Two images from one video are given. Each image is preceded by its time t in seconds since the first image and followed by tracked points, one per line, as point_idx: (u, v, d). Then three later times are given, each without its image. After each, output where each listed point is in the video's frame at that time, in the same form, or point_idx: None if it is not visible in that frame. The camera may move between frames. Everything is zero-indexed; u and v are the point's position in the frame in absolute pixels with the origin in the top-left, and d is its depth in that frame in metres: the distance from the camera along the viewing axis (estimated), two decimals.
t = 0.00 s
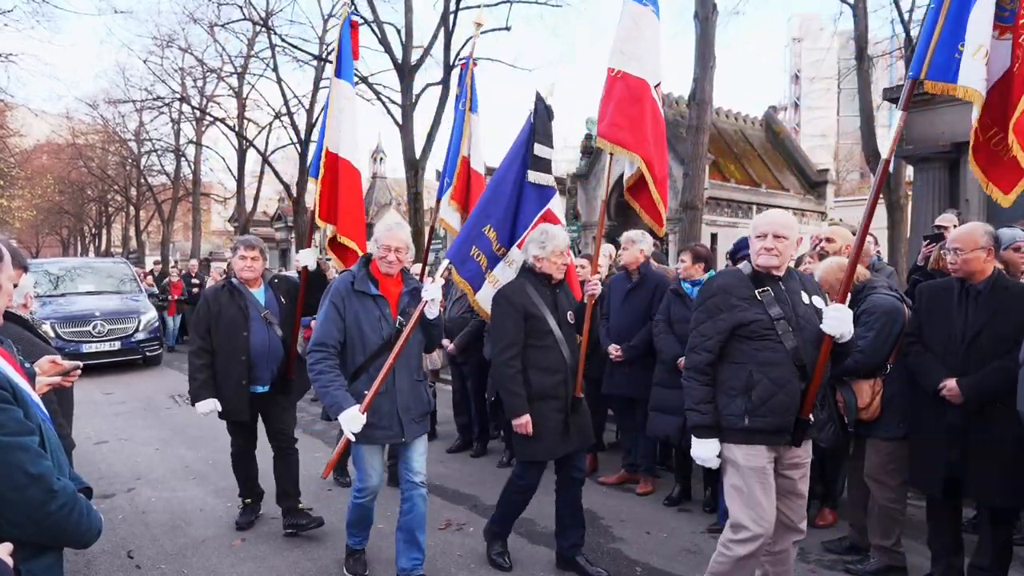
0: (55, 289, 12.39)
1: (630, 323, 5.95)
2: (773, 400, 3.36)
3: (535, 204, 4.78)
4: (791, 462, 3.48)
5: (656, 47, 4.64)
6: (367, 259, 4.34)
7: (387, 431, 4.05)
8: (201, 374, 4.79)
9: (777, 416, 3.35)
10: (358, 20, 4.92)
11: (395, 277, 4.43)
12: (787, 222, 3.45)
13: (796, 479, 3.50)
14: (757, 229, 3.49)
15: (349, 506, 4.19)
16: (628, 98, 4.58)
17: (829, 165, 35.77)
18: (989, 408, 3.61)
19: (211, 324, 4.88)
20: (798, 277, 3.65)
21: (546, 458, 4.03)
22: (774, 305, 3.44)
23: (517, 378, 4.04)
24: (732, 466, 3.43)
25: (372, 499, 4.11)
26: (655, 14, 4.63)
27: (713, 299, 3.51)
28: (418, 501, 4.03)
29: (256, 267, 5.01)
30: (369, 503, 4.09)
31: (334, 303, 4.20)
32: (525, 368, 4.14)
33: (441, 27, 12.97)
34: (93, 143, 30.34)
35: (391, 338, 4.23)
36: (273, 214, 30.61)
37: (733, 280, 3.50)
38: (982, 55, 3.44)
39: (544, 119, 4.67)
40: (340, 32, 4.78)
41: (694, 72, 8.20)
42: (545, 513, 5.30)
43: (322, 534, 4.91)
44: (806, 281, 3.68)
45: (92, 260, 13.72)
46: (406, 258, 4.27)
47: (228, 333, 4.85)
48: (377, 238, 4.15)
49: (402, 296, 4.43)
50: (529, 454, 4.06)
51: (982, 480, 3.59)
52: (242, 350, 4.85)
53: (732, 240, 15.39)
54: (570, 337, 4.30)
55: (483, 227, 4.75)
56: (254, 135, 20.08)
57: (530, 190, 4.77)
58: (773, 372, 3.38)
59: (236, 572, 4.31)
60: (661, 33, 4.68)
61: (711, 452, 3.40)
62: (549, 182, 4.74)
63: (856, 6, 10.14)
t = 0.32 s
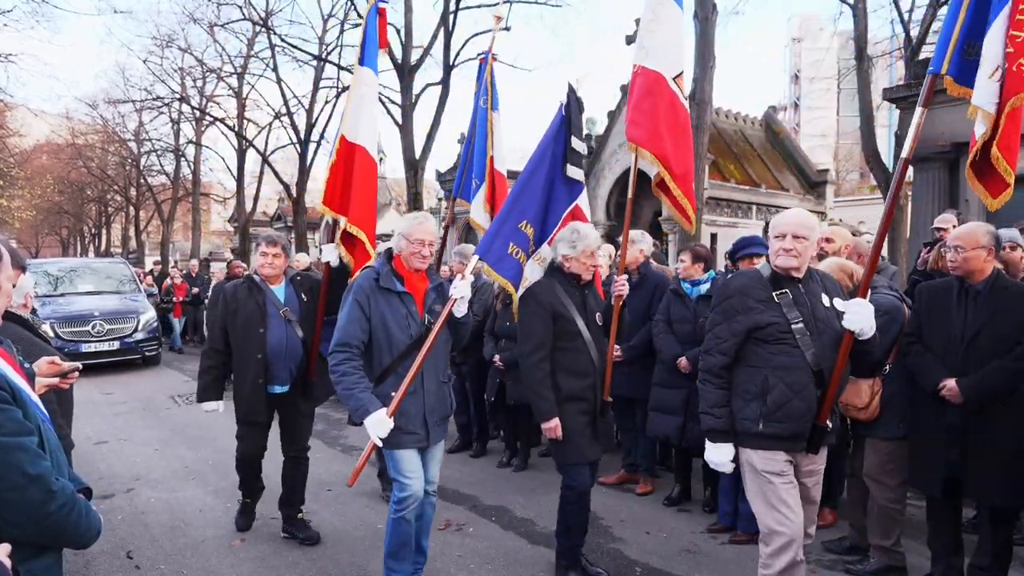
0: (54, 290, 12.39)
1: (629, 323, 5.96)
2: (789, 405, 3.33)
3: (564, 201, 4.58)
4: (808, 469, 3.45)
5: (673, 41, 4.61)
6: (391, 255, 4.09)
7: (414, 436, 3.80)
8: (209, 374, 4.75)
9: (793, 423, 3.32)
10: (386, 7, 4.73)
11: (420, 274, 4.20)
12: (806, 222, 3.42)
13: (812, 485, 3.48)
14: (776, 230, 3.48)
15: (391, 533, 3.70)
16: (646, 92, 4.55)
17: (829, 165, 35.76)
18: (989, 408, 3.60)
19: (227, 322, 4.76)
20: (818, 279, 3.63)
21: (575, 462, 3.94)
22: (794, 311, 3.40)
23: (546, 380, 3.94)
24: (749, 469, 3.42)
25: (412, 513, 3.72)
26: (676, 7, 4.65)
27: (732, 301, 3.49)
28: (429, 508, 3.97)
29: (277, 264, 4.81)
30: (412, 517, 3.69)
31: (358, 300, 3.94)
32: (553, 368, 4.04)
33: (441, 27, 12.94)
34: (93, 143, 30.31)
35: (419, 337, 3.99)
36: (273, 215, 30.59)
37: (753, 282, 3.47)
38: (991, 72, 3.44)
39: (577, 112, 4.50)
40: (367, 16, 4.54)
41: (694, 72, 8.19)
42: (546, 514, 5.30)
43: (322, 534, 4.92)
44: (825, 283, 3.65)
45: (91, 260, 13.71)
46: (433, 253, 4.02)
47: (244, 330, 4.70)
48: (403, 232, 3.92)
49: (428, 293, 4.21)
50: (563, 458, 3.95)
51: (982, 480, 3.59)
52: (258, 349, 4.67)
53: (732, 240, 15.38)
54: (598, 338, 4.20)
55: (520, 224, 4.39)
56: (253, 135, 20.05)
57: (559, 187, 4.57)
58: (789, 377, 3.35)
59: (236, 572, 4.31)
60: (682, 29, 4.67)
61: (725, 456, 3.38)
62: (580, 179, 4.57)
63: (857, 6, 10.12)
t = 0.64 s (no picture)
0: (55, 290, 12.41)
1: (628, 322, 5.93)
2: (814, 413, 3.16)
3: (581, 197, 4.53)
4: (832, 476, 3.28)
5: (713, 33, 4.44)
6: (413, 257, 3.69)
7: (444, 453, 3.46)
8: (223, 379, 4.38)
9: (818, 432, 3.15)
10: None
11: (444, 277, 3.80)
12: (819, 217, 3.26)
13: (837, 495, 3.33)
14: (787, 227, 3.29)
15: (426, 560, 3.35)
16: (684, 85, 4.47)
17: (829, 165, 35.77)
18: (989, 408, 3.60)
19: (237, 325, 4.39)
20: (830, 276, 3.47)
21: (598, 474, 3.78)
22: (808, 310, 3.22)
23: (566, 386, 3.78)
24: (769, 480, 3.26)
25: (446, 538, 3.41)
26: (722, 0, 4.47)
27: (740, 305, 3.31)
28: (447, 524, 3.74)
29: (291, 266, 4.48)
30: (448, 543, 3.39)
31: (382, 308, 3.53)
32: (574, 373, 3.87)
33: (440, 28, 12.93)
34: (93, 143, 30.31)
35: (447, 347, 3.65)
36: (273, 215, 30.61)
37: (764, 283, 3.29)
38: None
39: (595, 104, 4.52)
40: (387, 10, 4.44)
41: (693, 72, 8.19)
42: (545, 514, 5.29)
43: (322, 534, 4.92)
44: (841, 283, 3.48)
45: (91, 260, 13.71)
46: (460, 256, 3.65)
47: (252, 334, 4.33)
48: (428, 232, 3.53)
49: (453, 298, 3.84)
50: (581, 468, 3.79)
51: (983, 480, 3.58)
52: (267, 354, 4.30)
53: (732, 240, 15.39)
54: (620, 343, 4.06)
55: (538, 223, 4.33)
56: (253, 135, 20.06)
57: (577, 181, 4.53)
58: (811, 382, 3.18)
59: (236, 572, 4.31)
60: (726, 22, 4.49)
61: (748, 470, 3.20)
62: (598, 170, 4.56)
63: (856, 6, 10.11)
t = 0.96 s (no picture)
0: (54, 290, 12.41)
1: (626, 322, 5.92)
2: (840, 417, 3.03)
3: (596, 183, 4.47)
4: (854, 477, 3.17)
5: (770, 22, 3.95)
6: (433, 251, 3.50)
7: (476, 457, 3.35)
8: (225, 391, 4.25)
9: (846, 437, 3.02)
10: None
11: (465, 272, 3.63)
12: (847, 213, 3.18)
13: (874, 491, 3.15)
14: (817, 222, 3.18)
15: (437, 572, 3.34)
16: (736, 80, 3.96)
17: (828, 164, 35.76)
18: (989, 408, 3.61)
19: (243, 330, 4.32)
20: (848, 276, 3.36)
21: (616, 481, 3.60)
22: (834, 309, 3.11)
23: (591, 386, 3.61)
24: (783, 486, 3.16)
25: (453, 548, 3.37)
26: None
27: (764, 302, 3.19)
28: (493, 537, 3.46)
29: (291, 265, 4.40)
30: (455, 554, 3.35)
31: (406, 305, 3.35)
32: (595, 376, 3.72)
33: (441, 28, 12.93)
34: (92, 143, 30.29)
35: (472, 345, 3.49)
36: (272, 215, 30.61)
37: (786, 281, 3.18)
38: None
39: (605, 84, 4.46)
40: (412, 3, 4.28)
41: (693, 72, 8.19)
42: (545, 514, 5.28)
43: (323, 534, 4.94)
44: (862, 286, 3.38)
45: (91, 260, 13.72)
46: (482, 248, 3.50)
47: (261, 340, 4.28)
48: (451, 224, 3.37)
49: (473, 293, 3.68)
50: (600, 475, 3.61)
51: (983, 480, 3.58)
52: (277, 362, 4.26)
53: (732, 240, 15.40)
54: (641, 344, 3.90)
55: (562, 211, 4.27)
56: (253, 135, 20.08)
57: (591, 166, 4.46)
58: (839, 385, 3.05)
59: (235, 572, 4.32)
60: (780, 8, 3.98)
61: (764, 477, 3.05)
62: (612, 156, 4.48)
63: (856, 6, 10.11)
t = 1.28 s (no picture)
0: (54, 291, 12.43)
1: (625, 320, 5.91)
2: (894, 426, 2.92)
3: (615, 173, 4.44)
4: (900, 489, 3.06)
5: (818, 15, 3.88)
6: (461, 252, 3.44)
7: (504, 465, 3.31)
8: (229, 393, 4.18)
9: (898, 448, 2.93)
10: None
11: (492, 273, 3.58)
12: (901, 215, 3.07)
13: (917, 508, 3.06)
14: (874, 222, 3.06)
15: None
16: (783, 79, 3.92)
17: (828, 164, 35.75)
18: (989, 407, 3.61)
19: (250, 330, 4.26)
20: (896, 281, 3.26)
21: (647, 489, 3.58)
22: (886, 314, 3.01)
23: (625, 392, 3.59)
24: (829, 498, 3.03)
25: (465, 555, 3.32)
26: None
27: (813, 303, 3.05)
28: (538, 544, 3.36)
29: (300, 262, 4.34)
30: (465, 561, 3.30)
31: (432, 308, 3.30)
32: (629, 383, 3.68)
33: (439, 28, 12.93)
34: (92, 144, 30.32)
35: (499, 348, 3.43)
36: (272, 216, 30.64)
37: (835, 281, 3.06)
38: None
39: (623, 70, 4.44)
40: None
41: (693, 71, 8.18)
42: (545, 514, 5.28)
43: (323, 535, 4.94)
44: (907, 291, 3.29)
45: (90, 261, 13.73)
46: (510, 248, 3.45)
47: (270, 341, 4.23)
48: (480, 224, 3.33)
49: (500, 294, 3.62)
50: (632, 483, 3.59)
51: (983, 480, 3.58)
52: (286, 365, 4.21)
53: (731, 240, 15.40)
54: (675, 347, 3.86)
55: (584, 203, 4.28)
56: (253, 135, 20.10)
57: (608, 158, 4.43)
58: (893, 393, 2.94)
59: (235, 572, 4.32)
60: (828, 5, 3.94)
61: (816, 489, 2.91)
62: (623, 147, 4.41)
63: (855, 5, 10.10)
